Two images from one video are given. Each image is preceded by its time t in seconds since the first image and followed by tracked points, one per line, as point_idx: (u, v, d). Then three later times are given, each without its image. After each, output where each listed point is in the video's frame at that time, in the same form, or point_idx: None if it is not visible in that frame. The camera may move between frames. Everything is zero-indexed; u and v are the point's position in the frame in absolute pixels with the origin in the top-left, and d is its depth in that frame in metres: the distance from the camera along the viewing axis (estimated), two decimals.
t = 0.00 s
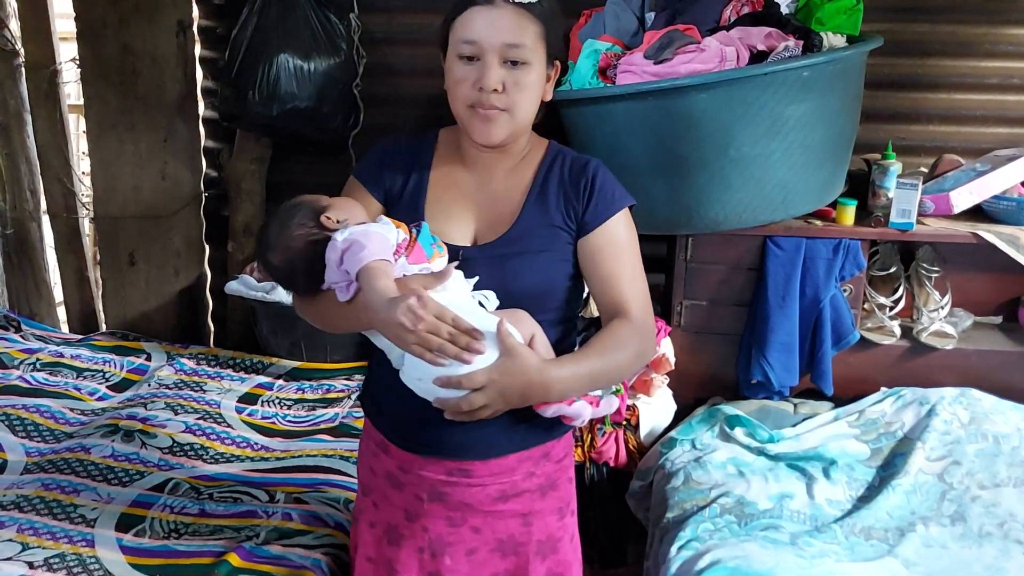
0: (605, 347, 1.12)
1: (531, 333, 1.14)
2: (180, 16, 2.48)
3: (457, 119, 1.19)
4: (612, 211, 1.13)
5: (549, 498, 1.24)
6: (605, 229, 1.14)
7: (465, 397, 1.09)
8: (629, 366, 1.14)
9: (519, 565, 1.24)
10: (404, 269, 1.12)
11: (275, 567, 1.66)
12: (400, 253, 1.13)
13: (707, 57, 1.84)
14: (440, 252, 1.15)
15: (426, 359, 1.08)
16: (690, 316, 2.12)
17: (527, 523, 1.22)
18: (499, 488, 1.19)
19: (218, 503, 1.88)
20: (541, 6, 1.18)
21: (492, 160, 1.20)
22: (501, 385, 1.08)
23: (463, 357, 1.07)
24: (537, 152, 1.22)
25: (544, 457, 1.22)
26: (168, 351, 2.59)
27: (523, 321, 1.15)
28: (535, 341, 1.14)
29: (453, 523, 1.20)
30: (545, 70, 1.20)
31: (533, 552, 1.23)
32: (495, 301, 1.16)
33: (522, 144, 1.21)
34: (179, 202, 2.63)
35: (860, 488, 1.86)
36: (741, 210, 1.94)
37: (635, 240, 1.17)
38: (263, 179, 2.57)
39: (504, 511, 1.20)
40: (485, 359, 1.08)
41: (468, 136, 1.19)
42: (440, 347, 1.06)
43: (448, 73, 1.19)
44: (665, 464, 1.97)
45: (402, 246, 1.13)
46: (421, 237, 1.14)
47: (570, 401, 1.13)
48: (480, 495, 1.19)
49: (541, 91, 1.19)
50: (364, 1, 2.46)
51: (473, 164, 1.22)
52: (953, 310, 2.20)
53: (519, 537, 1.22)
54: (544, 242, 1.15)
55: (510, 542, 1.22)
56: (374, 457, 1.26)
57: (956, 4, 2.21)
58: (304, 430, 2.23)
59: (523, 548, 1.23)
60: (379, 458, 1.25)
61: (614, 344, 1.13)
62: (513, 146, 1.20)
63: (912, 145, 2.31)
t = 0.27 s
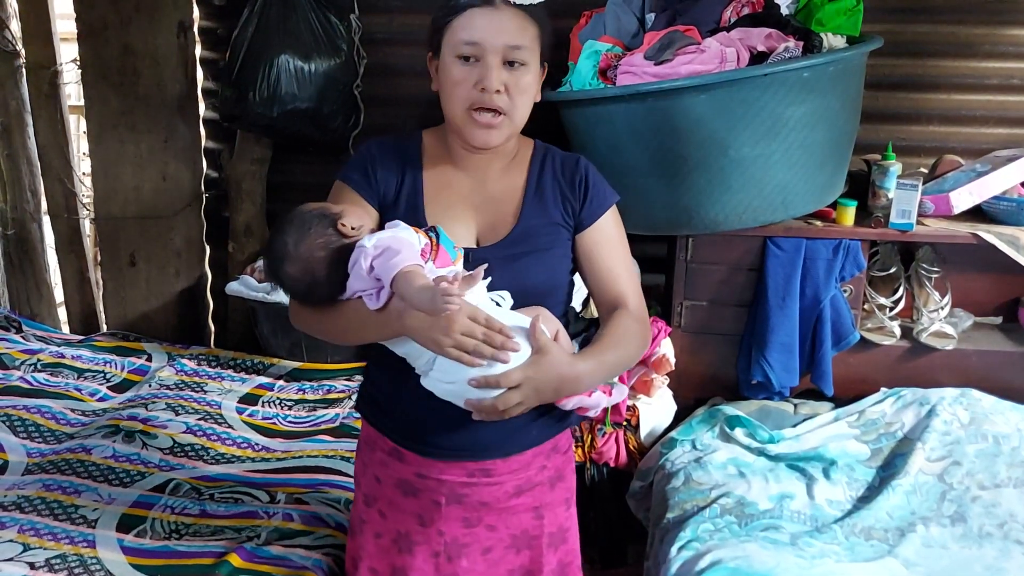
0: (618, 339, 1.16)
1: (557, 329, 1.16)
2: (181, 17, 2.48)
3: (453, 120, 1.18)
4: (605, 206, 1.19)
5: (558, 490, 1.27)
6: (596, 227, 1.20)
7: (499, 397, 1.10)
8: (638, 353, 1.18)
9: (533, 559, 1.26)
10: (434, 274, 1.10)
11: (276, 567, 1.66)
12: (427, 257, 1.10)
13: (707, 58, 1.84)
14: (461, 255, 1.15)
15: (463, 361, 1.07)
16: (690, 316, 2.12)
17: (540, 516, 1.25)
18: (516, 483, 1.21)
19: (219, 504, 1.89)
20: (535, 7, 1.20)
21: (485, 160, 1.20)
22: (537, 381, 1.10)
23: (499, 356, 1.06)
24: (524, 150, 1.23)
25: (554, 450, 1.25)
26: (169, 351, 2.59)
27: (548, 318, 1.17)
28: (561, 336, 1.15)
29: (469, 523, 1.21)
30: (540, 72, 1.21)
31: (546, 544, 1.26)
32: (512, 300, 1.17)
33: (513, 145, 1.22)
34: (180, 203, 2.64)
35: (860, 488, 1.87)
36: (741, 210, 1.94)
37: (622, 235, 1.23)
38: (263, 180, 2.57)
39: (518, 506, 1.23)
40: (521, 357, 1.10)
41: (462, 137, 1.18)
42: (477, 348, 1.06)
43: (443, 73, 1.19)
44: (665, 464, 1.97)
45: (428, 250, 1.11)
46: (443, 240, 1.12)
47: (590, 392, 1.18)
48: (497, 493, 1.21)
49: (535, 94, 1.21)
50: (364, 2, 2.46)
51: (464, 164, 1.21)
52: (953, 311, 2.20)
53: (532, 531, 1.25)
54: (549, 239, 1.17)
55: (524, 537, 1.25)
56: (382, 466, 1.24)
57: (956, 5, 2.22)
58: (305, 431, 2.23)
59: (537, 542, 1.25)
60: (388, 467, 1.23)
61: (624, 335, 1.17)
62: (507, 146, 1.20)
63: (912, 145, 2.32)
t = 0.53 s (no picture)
0: (615, 342, 1.16)
1: (556, 330, 1.16)
2: (181, 17, 2.48)
3: (454, 118, 1.18)
4: (608, 206, 1.19)
5: (558, 493, 1.26)
6: (598, 227, 1.20)
7: (495, 398, 1.09)
8: (638, 354, 1.18)
9: (532, 563, 1.26)
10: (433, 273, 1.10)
11: (275, 567, 1.66)
12: (427, 257, 1.10)
13: (707, 58, 1.84)
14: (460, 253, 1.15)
15: (457, 364, 1.06)
16: (690, 316, 2.12)
17: (540, 520, 1.24)
18: (515, 486, 1.21)
19: (219, 503, 1.89)
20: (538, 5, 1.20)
21: (488, 160, 1.20)
22: (531, 382, 1.09)
23: (495, 361, 1.05)
24: (528, 150, 1.24)
25: (555, 453, 1.24)
26: (169, 351, 2.59)
27: (546, 319, 1.16)
28: (559, 337, 1.15)
29: (467, 525, 1.21)
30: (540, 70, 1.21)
31: (546, 548, 1.25)
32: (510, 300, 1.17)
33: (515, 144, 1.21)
34: (180, 203, 2.63)
35: (860, 488, 1.87)
36: (741, 211, 1.94)
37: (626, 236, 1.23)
38: (263, 180, 2.57)
39: (518, 509, 1.22)
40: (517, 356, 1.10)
41: (463, 136, 1.18)
42: (473, 351, 1.05)
43: (444, 72, 1.19)
44: (665, 464, 1.97)
45: (427, 249, 1.10)
46: (442, 241, 1.12)
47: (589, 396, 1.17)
48: (496, 495, 1.20)
49: (536, 91, 1.20)
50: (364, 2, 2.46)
51: (467, 164, 1.21)
52: (953, 311, 2.20)
53: (531, 535, 1.24)
54: (550, 239, 1.17)
55: (523, 540, 1.24)
56: (382, 467, 1.24)
57: (956, 5, 2.21)
58: (305, 430, 2.23)
59: (536, 545, 1.25)
60: (388, 467, 1.23)
61: (623, 338, 1.16)
62: (508, 146, 1.20)
63: (913, 145, 2.31)
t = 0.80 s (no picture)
0: (603, 355, 1.12)
1: (526, 339, 1.12)
2: (181, 17, 2.49)
3: (463, 119, 1.19)
4: (616, 214, 1.13)
5: (551, 507, 1.22)
6: (610, 230, 1.13)
7: (453, 401, 1.09)
8: (630, 372, 1.14)
9: (519, 573, 1.23)
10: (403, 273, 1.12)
11: (277, 567, 1.66)
12: (399, 256, 1.12)
13: (707, 59, 1.84)
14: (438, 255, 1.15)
15: (415, 362, 1.09)
16: (691, 316, 2.12)
17: (527, 531, 1.21)
18: (498, 493, 1.18)
19: (220, 504, 1.89)
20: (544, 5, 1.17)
21: (499, 162, 1.21)
22: (491, 389, 1.08)
23: (451, 364, 1.07)
24: (545, 151, 1.22)
25: (545, 465, 1.21)
26: (170, 352, 2.59)
27: (521, 327, 1.13)
28: (529, 347, 1.12)
29: (451, 527, 1.19)
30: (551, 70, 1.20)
31: (533, 559, 1.22)
32: (495, 305, 1.16)
33: (526, 147, 1.21)
34: (181, 203, 2.64)
35: (861, 488, 1.87)
36: (741, 211, 1.94)
37: (639, 243, 1.16)
38: (264, 180, 2.57)
39: (503, 518, 1.19)
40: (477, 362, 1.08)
41: (474, 137, 1.19)
42: (430, 352, 1.07)
43: (454, 73, 1.20)
44: (666, 464, 1.97)
45: (401, 249, 1.13)
46: (422, 240, 1.14)
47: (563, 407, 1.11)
48: (477, 500, 1.18)
49: (547, 92, 1.19)
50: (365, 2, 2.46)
51: (478, 166, 1.22)
52: (953, 311, 2.20)
53: (519, 545, 1.21)
54: (547, 244, 1.14)
55: (509, 549, 1.21)
56: (379, 458, 1.26)
57: (956, 5, 2.22)
58: (306, 431, 2.23)
59: (522, 556, 1.22)
60: (382, 459, 1.25)
61: (613, 351, 1.12)
62: (520, 147, 1.20)
63: (913, 146, 2.31)
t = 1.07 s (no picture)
0: (577, 361, 1.09)
1: (486, 345, 1.13)
2: (181, 17, 2.49)
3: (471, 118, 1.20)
4: (609, 219, 1.09)
5: (535, 517, 1.20)
6: (613, 231, 1.09)
7: (411, 399, 1.14)
8: (607, 384, 1.10)
9: None
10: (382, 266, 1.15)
11: (276, 567, 1.66)
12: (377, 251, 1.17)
13: (708, 59, 1.84)
14: (417, 251, 1.12)
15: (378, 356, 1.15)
16: (691, 316, 2.12)
17: (509, 538, 1.19)
18: (476, 497, 1.17)
19: (220, 504, 1.89)
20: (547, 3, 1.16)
21: (507, 162, 1.22)
22: (441, 392, 1.10)
23: (407, 362, 1.13)
24: (554, 152, 1.20)
25: (528, 474, 1.19)
26: (170, 352, 2.59)
27: (483, 331, 1.13)
28: (488, 352, 1.12)
29: (433, 524, 1.20)
30: (558, 70, 1.18)
31: (515, 567, 1.21)
32: (474, 306, 1.18)
33: (533, 147, 1.21)
34: (181, 203, 2.63)
35: (861, 488, 1.87)
36: (741, 211, 1.94)
37: (645, 251, 1.12)
38: (264, 180, 2.57)
39: (484, 522, 1.18)
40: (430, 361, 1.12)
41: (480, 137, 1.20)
42: (388, 348, 1.14)
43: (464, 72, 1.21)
44: (666, 464, 1.97)
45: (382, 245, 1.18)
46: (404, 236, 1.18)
47: (528, 417, 1.11)
48: (456, 501, 1.18)
49: (553, 92, 1.18)
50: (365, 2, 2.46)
51: (489, 166, 1.24)
52: (953, 311, 2.20)
53: (500, 550, 1.20)
54: (532, 247, 1.14)
55: (491, 554, 1.20)
56: (378, 449, 1.29)
57: (956, 5, 2.21)
58: (305, 431, 2.23)
59: (503, 562, 1.20)
60: (380, 450, 1.28)
61: (589, 358, 1.09)
62: (527, 148, 1.20)
63: (914, 146, 2.31)
